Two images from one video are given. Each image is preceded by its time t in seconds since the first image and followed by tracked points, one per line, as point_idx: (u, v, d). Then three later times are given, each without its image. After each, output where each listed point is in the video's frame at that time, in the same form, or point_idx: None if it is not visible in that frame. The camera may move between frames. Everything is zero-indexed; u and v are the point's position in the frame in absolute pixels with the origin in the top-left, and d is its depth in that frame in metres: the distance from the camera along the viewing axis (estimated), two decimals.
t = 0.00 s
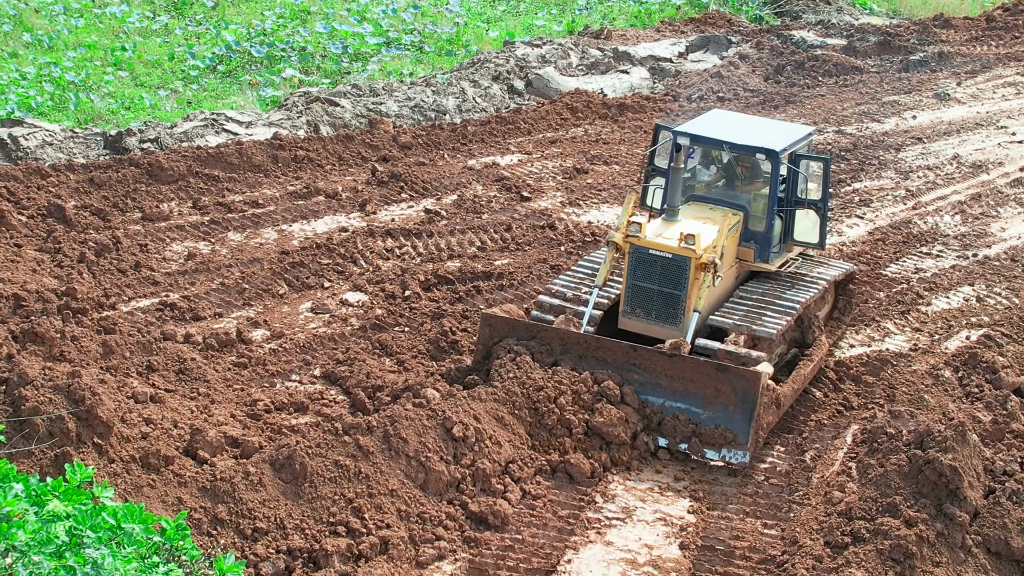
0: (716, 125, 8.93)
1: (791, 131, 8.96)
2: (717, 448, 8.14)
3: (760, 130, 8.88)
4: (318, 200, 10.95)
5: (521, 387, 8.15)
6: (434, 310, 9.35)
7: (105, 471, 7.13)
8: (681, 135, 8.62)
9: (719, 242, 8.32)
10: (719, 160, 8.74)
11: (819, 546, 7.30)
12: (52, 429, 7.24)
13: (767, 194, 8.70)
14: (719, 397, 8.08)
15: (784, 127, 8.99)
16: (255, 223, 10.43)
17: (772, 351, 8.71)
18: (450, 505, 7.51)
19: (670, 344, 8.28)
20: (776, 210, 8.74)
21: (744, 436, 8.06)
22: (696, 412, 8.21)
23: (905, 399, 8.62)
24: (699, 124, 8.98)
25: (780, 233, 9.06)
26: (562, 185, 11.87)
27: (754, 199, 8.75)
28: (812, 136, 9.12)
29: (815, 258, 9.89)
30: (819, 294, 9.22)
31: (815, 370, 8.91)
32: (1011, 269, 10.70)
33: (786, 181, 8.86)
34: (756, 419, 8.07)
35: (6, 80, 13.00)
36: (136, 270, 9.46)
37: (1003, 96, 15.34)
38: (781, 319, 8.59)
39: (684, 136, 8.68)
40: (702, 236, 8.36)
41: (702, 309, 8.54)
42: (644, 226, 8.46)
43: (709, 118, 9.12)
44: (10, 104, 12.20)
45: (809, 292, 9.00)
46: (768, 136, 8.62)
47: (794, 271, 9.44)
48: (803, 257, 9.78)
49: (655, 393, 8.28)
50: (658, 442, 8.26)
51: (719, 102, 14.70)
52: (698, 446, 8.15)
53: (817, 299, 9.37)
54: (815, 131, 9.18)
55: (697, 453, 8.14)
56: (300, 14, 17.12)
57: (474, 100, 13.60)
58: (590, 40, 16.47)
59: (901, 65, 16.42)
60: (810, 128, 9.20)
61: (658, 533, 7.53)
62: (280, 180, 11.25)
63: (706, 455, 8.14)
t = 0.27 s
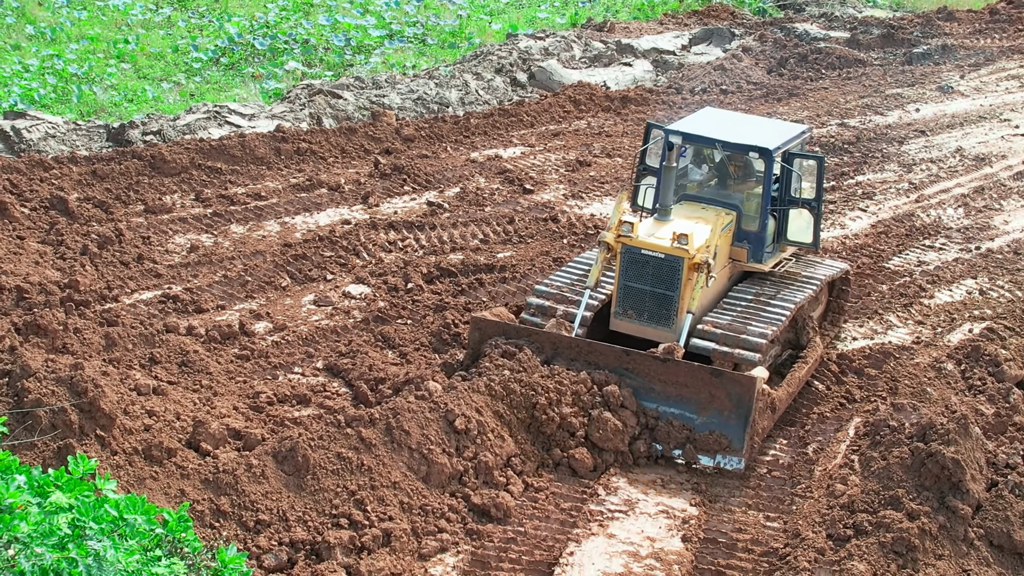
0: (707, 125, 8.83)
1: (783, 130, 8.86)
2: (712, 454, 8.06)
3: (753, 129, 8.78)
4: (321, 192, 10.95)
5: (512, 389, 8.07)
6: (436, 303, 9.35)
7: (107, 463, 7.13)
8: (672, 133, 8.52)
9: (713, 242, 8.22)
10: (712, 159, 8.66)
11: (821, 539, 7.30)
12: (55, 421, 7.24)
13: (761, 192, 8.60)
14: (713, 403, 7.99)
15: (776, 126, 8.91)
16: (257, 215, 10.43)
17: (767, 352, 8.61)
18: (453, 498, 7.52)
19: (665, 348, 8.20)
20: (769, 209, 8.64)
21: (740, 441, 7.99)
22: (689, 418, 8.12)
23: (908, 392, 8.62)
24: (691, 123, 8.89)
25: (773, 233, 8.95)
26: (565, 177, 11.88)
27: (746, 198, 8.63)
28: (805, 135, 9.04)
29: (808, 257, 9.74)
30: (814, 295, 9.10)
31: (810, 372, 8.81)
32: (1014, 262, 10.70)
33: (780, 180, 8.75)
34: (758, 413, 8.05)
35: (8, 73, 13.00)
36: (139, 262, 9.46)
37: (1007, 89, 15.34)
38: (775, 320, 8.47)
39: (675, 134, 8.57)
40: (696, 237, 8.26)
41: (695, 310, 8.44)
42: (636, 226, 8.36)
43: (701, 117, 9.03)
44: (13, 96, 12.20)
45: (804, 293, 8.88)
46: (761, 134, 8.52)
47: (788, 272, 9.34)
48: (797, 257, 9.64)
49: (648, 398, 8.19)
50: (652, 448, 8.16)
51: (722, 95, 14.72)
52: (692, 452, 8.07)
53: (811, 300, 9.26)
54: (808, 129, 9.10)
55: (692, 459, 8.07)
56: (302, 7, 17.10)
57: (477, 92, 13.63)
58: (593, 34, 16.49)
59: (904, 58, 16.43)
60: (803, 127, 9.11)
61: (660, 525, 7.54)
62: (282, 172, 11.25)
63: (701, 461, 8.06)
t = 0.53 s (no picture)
0: (699, 121, 8.68)
1: (777, 127, 8.73)
2: (708, 456, 7.94)
3: (746, 125, 8.63)
4: (324, 183, 10.95)
5: (508, 390, 7.97)
6: (439, 293, 9.35)
7: (111, 453, 7.13)
8: (664, 129, 8.36)
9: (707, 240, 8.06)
10: (703, 155, 8.53)
11: (824, 529, 7.31)
12: (58, 411, 7.24)
13: (754, 189, 8.47)
14: (709, 404, 7.84)
15: (769, 122, 8.78)
16: (261, 205, 10.43)
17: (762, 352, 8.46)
18: (456, 489, 7.53)
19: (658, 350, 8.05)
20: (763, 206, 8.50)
21: (735, 443, 7.86)
22: (684, 419, 7.99)
23: (911, 383, 8.62)
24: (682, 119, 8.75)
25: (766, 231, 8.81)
26: (569, 167, 11.89)
27: (740, 195, 8.48)
28: (799, 131, 8.91)
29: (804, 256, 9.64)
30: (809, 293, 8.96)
31: (804, 371, 8.66)
32: (1017, 253, 10.70)
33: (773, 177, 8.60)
34: (761, 406, 8.03)
35: (11, 63, 12.99)
36: (142, 252, 9.46)
37: (1011, 79, 15.33)
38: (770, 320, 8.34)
39: (667, 130, 8.41)
40: (690, 234, 8.06)
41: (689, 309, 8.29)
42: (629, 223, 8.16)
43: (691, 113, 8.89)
44: (16, 87, 12.20)
45: (799, 291, 8.74)
46: (755, 130, 8.38)
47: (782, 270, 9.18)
48: (793, 254, 9.52)
49: (642, 399, 8.05)
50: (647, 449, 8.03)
51: (726, 85, 14.75)
52: (687, 454, 7.95)
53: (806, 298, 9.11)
54: (801, 125, 8.97)
55: (687, 461, 7.94)
56: None
57: (480, 83, 13.64)
58: (596, 24, 16.50)
59: (908, 48, 16.44)
60: (796, 123, 8.98)
61: (663, 516, 7.55)
62: (286, 162, 11.25)
63: (696, 463, 7.94)
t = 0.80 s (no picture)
0: (693, 115, 8.59)
1: (772, 121, 8.62)
2: (705, 458, 7.84)
3: (741, 119, 8.55)
4: (329, 172, 10.94)
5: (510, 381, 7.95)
6: (444, 282, 9.35)
7: (116, 441, 7.14)
8: (657, 125, 8.28)
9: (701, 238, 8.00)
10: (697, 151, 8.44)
11: (828, 519, 7.31)
12: (63, 399, 7.25)
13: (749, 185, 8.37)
14: (706, 406, 7.78)
15: (764, 116, 8.68)
16: (265, 194, 10.43)
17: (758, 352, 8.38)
18: (460, 478, 7.55)
19: (654, 351, 7.98)
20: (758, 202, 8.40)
21: (732, 446, 7.77)
22: (681, 421, 7.91)
23: (915, 372, 8.62)
24: (675, 114, 8.66)
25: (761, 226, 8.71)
26: (573, 157, 11.89)
27: (734, 191, 8.41)
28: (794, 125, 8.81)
29: (799, 253, 9.58)
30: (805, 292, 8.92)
31: (800, 372, 8.59)
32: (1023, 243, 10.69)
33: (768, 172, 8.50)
34: (762, 401, 8.01)
35: (16, 52, 12.99)
36: (147, 241, 9.47)
37: (1016, 69, 15.33)
38: (767, 320, 8.28)
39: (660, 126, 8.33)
40: (684, 233, 8.00)
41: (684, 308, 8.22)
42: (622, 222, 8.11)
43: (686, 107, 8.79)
44: (21, 76, 12.20)
45: (796, 290, 8.70)
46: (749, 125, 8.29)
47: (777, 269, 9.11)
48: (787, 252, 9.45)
49: (638, 400, 7.98)
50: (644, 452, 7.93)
51: (730, 75, 14.79)
52: (684, 457, 7.85)
53: (802, 296, 9.03)
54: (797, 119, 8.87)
55: (684, 464, 7.83)
56: None
57: (485, 72, 13.66)
58: (600, 14, 16.54)
59: (914, 38, 16.46)
60: (792, 117, 8.88)
61: (667, 506, 7.56)
62: (290, 151, 11.25)
63: (693, 466, 7.84)
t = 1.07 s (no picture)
0: (685, 110, 8.50)
1: (766, 115, 8.53)
2: (705, 463, 7.70)
3: (733, 114, 8.46)
4: (333, 161, 10.95)
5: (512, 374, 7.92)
6: (448, 272, 9.36)
7: (119, 430, 7.15)
8: (650, 121, 8.17)
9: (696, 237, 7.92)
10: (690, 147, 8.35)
11: (831, 509, 7.32)
12: (67, 388, 7.26)
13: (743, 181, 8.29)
14: (705, 409, 7.65)
15: (757, 110, 8.59)
16: (269, 184, 10.44)
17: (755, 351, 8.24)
18: (463, 468, 7.55)
19: (650, 353, 7.83)
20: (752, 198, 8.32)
21: (732, 450, 7.64)
22: (679, 425, 7.78)
23: (919, 362, 8.62)
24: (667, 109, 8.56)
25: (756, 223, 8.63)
26: (577, 147, 11.91)
27: (728, 186, 8.33)
28: (787, 119, 8.74)
29: (796, 249, 9.47)
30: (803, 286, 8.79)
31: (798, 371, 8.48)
32: None
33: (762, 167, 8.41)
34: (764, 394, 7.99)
35: (21, 42, 12.99)
36: (151, 231, 9.48)
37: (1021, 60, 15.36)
38: (765, 316, 8.14)
39: (653, 122, 8.22)
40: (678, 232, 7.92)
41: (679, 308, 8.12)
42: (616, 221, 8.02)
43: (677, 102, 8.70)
44: (26, 65, 12.21)
45: (792, 285, 8.56)
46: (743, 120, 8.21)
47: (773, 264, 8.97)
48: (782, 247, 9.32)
49: (635, 403, 7.84)
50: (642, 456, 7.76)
51: (735, 65, 14.86)
52: (683, 461, 7.70)
53: (798, 292, 8.90)
54: (789, 112, 8.79)
55: (684, 469, 7.67)
56: None
57: (489, 62, 13.69)
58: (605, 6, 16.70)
59: (918, 28, 16.53)
60: (784, 110, 8.80)
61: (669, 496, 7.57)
62: (294, 141, 11.26)
63: (693, 471, 7.69)
